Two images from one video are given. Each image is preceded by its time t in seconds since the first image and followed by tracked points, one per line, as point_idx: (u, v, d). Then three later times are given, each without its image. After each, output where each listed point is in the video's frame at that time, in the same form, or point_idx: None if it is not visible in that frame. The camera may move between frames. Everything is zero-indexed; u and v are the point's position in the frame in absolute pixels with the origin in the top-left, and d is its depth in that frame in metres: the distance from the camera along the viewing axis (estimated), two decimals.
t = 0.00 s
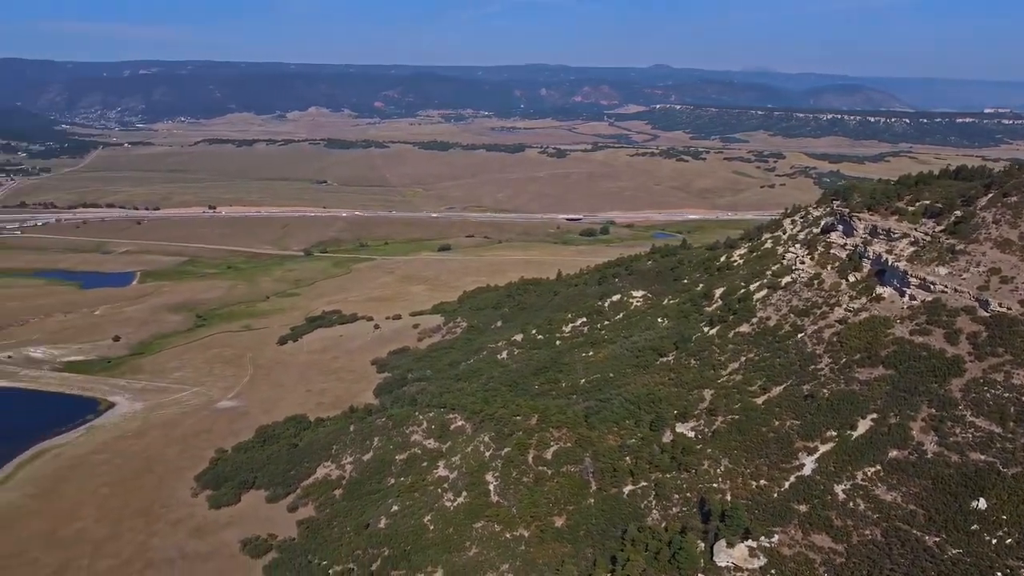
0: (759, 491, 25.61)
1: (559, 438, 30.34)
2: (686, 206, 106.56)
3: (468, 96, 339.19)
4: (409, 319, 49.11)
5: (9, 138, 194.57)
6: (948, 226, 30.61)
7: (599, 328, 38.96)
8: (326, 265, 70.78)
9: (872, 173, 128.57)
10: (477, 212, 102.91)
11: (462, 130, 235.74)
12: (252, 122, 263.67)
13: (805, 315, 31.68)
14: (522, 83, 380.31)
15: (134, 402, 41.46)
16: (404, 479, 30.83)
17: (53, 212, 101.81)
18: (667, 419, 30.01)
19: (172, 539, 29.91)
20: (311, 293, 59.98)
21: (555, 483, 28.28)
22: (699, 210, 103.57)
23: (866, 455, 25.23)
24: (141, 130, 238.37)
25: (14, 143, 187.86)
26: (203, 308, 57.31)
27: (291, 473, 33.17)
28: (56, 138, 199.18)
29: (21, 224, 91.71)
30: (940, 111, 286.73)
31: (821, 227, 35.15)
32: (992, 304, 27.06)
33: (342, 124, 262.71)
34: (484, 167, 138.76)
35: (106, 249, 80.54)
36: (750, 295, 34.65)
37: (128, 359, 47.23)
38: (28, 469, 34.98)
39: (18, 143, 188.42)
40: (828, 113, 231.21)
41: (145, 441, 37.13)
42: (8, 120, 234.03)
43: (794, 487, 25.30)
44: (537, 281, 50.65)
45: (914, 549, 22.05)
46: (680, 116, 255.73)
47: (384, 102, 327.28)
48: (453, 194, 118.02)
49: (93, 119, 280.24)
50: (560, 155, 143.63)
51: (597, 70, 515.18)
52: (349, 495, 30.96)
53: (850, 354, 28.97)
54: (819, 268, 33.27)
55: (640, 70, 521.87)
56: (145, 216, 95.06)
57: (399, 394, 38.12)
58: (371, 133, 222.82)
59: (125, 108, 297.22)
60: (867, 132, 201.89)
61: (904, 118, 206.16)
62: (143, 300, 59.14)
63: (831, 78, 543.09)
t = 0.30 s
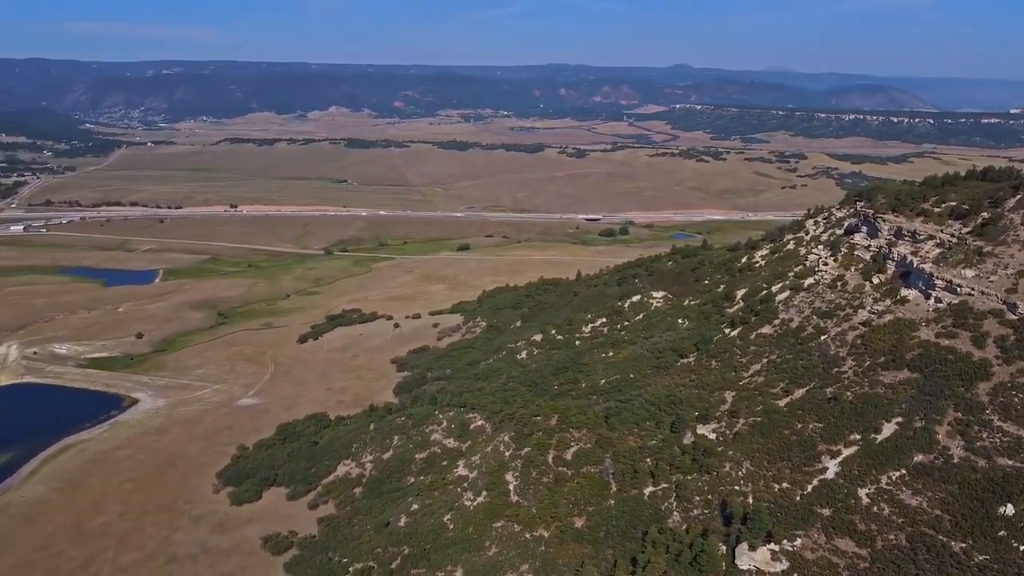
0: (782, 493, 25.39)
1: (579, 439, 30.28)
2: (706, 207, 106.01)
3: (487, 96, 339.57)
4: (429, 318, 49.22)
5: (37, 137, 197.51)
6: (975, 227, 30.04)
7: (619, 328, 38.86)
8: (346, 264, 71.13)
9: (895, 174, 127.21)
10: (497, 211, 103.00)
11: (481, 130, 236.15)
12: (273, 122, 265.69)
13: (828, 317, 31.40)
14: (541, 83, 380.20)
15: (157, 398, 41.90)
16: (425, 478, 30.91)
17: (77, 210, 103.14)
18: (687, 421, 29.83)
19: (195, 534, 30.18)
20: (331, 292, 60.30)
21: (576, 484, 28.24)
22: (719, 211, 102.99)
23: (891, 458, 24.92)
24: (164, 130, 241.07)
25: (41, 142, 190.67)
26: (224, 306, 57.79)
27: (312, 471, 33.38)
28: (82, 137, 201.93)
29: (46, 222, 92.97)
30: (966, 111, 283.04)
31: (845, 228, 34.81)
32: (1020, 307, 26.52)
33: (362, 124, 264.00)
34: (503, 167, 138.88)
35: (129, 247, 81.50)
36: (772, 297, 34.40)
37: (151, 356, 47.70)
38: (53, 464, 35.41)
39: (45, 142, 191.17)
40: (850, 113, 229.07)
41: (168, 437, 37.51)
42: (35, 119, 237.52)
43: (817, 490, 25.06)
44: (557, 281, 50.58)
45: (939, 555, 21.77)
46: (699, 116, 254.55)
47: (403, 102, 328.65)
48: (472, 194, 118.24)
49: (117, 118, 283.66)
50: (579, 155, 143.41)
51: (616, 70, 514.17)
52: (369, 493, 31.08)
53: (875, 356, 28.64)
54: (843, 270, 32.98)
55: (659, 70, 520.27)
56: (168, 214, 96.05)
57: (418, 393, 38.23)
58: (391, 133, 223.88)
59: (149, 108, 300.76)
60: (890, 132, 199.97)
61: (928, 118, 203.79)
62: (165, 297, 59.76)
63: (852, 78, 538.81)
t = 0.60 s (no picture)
0: (802, 496, 25.16)
1: (597, 440, 30.22)
2: (724, 208, 105.58)
3: (505, 96, 340.08)
4: (446, 317, 49.30)
5: (61, 137, 200.30)
6: (1001, 229, 29.22)
7: (637, 329, 38.77)
8: (363, 263, 71.47)
9: (916, 175, 126.12)
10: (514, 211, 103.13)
11: (498, 130, 236.46)
12: (291, 122, 267.42)
13: (849, 319, 31.12)
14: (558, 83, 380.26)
15: (176, 395, 42.26)
16: (442, 477, 30.97)
17: (99, 208, 104.36)
18: (706, 422, 29.69)
19: (213, 531, 30.40)
20: (349, 291, 60.58)
21: (594, 485, 28.16)
22: (737, 211, 102.53)
23: (913, 462, 24.57)
24: (184, 129, 243.64)
25: (65, 141, 193.41)
26: (243, 304, 58.23)
27: (330, 469, 33.56)
28: (105, 137, 204.47)
29: (68, 220, 94.16)
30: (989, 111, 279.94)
31: (866, 230, 34.46)
32: None
33: (380, 124, 265.24)
34: (520, 166, 138.99)
35: (148, 245, 82.40)
36: (792, 298, 34.17)
37: (171, 354, 48.15)
38: (75, 460, 35.79)
39: (69, 141, 193.82)
40: (870, 112, 227.29)
41: (187, 434, 37.82)
42: (60, 119, 240.78)
43: (837, 493, 24.79)
44: (574, 282, 50.50)
45: (962, 560, 21.41)
46: (716, 117, 253.53)
47: (421, 102, 329.84)
48: (488, 193, 118.48)
49: (138, 117, 286.97)
50: (596, 155, 143.22)
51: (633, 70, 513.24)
52: (386, 492, 31.16)
53: (897, 359, 28.28)
54: (864, 272, 32.65)
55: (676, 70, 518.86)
56: (187, 213, 96.91)
57: (436, 392, 38.32)
58: (409, 132, 224.85)
59: (169, 107, 303.99)
60: (910, 132, 198.28)
61: (950, 118, 201.83)
62: (185, 295, 60.28)
63: (872, 78, 534.90)
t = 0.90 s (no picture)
0: (824, 500, 24.92)
1: (617, 441, 30.15)
2: (744, 208, 104.95)
3: (523, 96, 340.09)
4: (465, 317, 49.36)
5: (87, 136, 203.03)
6: None
7: (657, 330, 38.63)
8: (383, 262, 71.75)
9: (939, 176, 124.71)
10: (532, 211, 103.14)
11: (517, 130, 236.49)
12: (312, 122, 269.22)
13: (872, 322, 30.82)
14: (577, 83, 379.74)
15: (198, 393, 42.64)
16: (462, 477, 31.00)
17: (121, 207, 105.61)
18: (727, 425, 29.52)
19: (235, 528, 30.64)
20: (368, 290, 60.81)
21: (614, 486, 28.08)
22: (757, 212, 101.89)
23: (939, 467, 24.24)
24: (206, 129, 246.00)
25: (90, 141, 195.99)
26: (264, 302, 58.64)
27: (350, 467, 33.72)
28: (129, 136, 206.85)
29: (91, 219, 95.32)
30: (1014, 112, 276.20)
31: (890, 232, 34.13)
32: None
33: (399, 124, 266.08)
34: (538, 166, 139.06)
35: (170, 243, 83.24)
36: (814, 300, 33.90)
37: (192, 352, 48.60)
38: (98, 456, 36.20)
39: (94, 141, 196.31)
40: (892, 113, 225.00)
41: (209, 432, 38.14)
42: (84, 118, 243.97)
43: (860, 498, 24.52)
44: (593, 282, 50.39)
45: (990, 567, 21.10)
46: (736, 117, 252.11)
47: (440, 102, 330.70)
48: (507, 193, 118.57)
49: (161, 117, 290.11)
50: (615, 155, 142.99)
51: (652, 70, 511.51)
52: (406, 491, 31.26)
53: (922, 362, 27.93)
54: (888, 274, 32.34)
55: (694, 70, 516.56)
56: (208, 212, 97.82)
57: (455, 392, 38.40)
58: (427, 132, 225.50)
59: (191, 107, 307.12)
60: (934, 133, 196.11)
61: (974, 118, 199.31)
62: (206, 293, 60.84)
63: (893, 78, 529.94)
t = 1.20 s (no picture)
0: (845, 504, 24.69)
1: (635, 442, 30.08)
2: (763, 209, 104.42)
3: (540, 96, 340.09)
4: (482, 317, 49.40)
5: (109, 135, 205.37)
6: None
7: (675, 331, 38.49)
8: (400, 262, 72.03)
9: (961, 177, 123.46)
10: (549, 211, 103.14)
11: (534, 130, 236.45)
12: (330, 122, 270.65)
13: (894, 324, 30.53)
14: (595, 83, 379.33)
15: (216, 391, 42.98)
16: (480, 476, 31.04)
17: (142, 206, 106.66)
18: (747, 426, 29.34)
19: (253, 525, 30.84)
20: (385, 290, 61.02)
21: (632, 487, 27.99)
22: (776, 213, 101.40)
23: (962, 471, 23.90)
24: (226, 129, 248.08)
25: (113, 140, 198.16)
26: (282, 301, 59.00)
27: (367, 466, 33.86)
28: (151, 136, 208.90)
29: (111, 217, 96.35)
30: None
31: (912, 233, 33.78)
32: None
33: (417, 124, 266.78)
34: (555, 166, 139.08)
35: (189, 242, 83.98)
36: (835, 302, 33.65)
37: (211, 350, 48.97)
38: (119, 452, 36.56)
39: (116, 140, 198.40)
40: (913, 113, 222.98)
41: (227, 429, 38.44)
42: (106, 118, 246.68)
43: (882, 502, 24.26)
44: (611, 282, 50.28)
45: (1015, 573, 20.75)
46: (753, 117, 250.87)
47: (457, 102, 331.41)
48: (523, 194, 118.67)
49: (181, 117, 292.90)
50: (633, 155, 142.73)
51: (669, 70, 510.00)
52: (424, 490, 31.36)
53: (945, 365, 27.57)
54: (910, 276, 31.99)
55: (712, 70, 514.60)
56: (226, 210, 98.57)
57: (472, 391, 38.45)
58: (445, 133, 226.17)
59: (211, 107, 309.75)
60: (956, 133, 194.25)
61: (997, 119, 197.13)
62: (225, 292, 61.28)
63: (914, 78, 524.95)
